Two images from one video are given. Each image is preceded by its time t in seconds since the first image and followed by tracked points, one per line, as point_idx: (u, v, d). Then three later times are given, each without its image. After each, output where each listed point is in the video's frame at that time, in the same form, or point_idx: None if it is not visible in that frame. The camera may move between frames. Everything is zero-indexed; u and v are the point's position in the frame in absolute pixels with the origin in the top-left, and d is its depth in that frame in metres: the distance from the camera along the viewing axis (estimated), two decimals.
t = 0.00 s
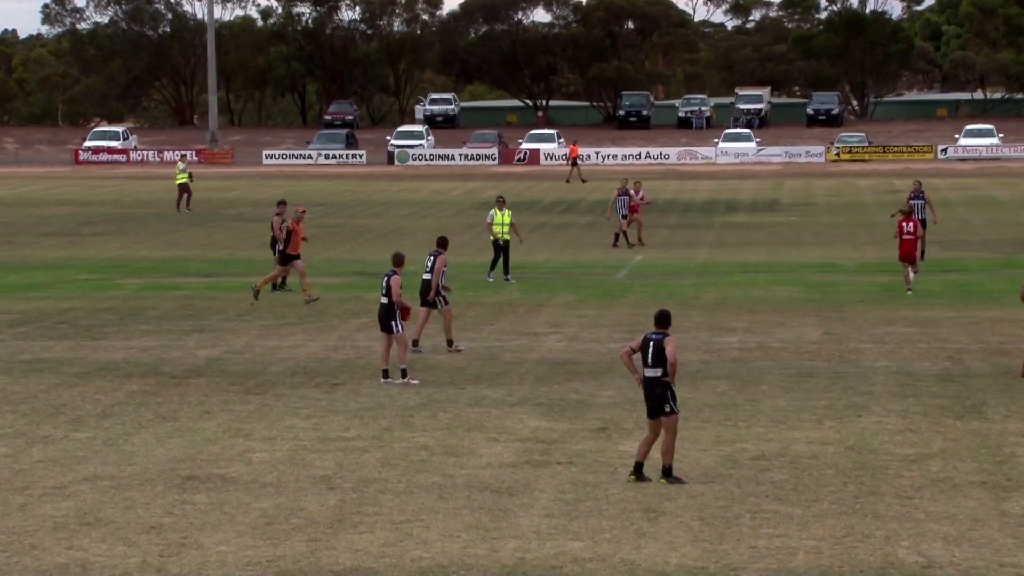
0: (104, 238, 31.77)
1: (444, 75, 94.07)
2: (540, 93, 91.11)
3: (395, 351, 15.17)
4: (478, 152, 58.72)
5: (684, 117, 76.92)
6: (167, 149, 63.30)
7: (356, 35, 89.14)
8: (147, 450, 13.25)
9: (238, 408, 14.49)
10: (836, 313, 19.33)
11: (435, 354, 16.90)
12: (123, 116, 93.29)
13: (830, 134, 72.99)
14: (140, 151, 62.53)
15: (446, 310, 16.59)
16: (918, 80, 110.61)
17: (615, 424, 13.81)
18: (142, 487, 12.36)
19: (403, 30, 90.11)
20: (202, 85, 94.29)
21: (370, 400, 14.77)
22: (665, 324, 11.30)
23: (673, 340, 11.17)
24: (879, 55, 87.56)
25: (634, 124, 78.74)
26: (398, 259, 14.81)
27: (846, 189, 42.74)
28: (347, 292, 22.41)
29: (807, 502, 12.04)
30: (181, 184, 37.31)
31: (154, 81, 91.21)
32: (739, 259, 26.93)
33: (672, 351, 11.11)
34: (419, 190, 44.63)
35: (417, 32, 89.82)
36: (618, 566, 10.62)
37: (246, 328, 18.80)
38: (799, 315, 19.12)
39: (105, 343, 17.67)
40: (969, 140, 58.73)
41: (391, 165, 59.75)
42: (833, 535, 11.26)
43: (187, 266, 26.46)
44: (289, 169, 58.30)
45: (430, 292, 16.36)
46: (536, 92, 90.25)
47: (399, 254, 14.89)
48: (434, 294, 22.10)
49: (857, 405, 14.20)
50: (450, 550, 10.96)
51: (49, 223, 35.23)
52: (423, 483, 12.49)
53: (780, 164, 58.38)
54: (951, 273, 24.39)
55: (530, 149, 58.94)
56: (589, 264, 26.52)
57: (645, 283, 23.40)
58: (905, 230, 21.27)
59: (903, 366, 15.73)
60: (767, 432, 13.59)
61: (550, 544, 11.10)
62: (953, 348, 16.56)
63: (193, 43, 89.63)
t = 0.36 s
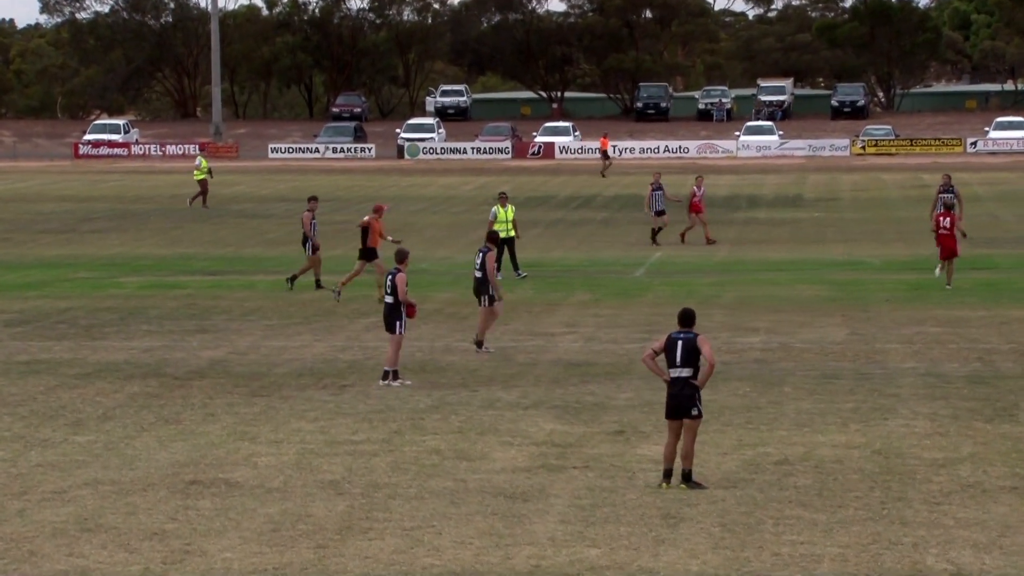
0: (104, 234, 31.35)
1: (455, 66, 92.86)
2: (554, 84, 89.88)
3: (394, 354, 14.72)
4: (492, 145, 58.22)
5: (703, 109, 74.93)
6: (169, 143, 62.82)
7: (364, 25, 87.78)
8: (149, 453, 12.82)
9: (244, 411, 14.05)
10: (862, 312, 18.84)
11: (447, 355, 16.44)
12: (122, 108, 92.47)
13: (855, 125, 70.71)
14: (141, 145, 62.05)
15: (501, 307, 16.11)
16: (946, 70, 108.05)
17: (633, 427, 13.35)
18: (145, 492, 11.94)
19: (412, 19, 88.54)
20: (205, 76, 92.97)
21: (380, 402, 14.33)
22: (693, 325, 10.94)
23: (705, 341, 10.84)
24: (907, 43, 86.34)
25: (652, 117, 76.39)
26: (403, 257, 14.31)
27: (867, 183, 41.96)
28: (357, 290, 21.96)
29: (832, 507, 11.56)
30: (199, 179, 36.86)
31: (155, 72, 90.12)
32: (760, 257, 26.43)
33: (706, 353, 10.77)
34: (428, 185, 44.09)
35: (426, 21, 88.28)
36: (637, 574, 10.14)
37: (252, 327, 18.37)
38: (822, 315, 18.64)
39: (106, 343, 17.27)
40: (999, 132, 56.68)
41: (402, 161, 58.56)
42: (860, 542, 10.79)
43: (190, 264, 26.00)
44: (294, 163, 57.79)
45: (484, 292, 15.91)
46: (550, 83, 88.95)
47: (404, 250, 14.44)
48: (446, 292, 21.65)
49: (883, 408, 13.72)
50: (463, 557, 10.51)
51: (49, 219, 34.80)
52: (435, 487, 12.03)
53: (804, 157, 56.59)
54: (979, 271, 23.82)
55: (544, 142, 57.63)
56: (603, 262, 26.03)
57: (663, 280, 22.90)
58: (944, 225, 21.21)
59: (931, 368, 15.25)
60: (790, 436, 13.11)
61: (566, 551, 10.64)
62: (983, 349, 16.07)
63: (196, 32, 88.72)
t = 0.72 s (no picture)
0: (103, 231, 30.95)
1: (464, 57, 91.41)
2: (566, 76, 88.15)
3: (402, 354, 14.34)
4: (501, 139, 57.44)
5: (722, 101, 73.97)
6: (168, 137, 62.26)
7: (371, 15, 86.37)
8: (148, 459, 12.40)
9: (245, 414, 13.63)
10: (884, 312, 18.43)
11: (455, 357, 16.05)
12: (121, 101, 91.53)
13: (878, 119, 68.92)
14: (140, 139, 61.49)
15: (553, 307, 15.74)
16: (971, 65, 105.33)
17: (649, 431, 12.92)
18: (143, 498, 11.53)
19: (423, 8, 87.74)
20: (206, 68, 91.74)
21: (386, 405, 13.90)
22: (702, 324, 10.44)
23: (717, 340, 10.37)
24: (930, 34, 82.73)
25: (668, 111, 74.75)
26: (416, 256, 13.87)
27: (884, 177, 41.35)
28: (363, 287, 21.55)
29: (854, 514, 11.11)
30: (218, 174, 36.26)
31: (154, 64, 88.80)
32: (778, 255, 25.99)
33: (719, 352, 10.26)
34: (434, 180, 43.64)
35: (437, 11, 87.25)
36: None
37: (254, 328, 17.97)
38: (845, 315, 18.22)
39: (102, 344, 16.86)
40: None
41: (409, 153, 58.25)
42: (884, 551, 10.33)
43: (190, 262, 25.59)
44: (296, 157, 57.13)
45: (533, 289, 15.53)
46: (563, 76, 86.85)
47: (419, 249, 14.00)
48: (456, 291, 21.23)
49: (907, 412, 13.26)
50: (472, 566, 10.08)
51: (45, 216, 34.34)
52: (442, 494, 11.61)
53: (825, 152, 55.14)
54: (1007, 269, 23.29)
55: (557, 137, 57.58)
56: (617, 260, 25.60)
57: (677, 279, 22.43)
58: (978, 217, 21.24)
59: (957, 369, 14.80)
60: (811, 439, 12.66)
61: (580, 560, 10.21)
62: (1010, 350, 15.61)
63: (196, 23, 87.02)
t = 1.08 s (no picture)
0: (92, 228, 30.47)
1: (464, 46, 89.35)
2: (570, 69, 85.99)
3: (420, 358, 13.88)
4: (504, 133, 56.17)
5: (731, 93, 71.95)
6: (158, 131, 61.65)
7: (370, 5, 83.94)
8: (137, 463, 11.99)
9: (237, 418, 13.21)
10: (899, 312, 18.00)
11: (456, 358, 15.62)
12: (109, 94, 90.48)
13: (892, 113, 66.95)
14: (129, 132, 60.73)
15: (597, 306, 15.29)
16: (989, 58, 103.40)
17: (657, 435, 12.50)
18: (133, 504, 11.12)
19: None
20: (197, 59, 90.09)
21: (385, 407, 13.47)
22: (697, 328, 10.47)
23: (713, 341, 10.42)
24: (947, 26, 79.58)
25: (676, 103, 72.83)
26: (442, 257, 13.55)
27: (893, 174, 40.73)
28: (359, 285, 21.10)
29: (867, 522, 10.68)
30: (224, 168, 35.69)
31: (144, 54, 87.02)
32: (788, 253, 25.53)
33: (719, 350, 10.30)
34: (433, 176, 43.11)
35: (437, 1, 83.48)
36: None
37: (247, 329, 17.53)
38: (858, 316, 17.79)
39: (88, 346, 16.41)
40: None
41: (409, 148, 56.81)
42: (898, 559, 9.90)
43: (181, 260, 25.12)
44: (291, 151, 56.39)
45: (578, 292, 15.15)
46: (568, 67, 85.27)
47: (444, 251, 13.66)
48: (457, 291, 20.78)
49: (923, 416, 12.82)
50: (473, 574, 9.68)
51: (34, 212, 33.86)
52: (441, 500, 11.20)
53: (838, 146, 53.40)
54: None
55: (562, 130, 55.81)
56: (623, 258, 25.13)
57: (685, 278, 21.98)
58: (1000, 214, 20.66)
59: (974, 371, 14.38)
60: (824, 444, 12.23)
61: (584, 568, 9.81)
62: None
63: (188, 13, 84.43)
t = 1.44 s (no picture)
0: (74, 228, 29.94)
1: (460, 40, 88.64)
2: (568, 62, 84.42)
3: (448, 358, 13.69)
4: (498, 129, 55.19)
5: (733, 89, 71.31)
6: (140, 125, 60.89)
7: None
8: (117, 471, 11.57)
9: (222, 424, 12.78)
10: (907, 314, 17.60)
11: (448, 362, 15.19)
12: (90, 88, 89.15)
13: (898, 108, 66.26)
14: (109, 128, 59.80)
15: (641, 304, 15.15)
16: (999, 51, 101.67)
17: (656, 442, 12.08)
18: (112, 514, 10.69)
19: None
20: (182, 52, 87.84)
21: (374, 414, 13.05)
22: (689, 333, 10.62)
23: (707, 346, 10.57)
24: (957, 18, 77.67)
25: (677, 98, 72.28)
26: (463, 254, 13.31)
27: (898, 172, 40.16)
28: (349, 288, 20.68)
29: (874, 532, 10.26)
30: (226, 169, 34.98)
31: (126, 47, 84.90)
32: (791, 253, 25.09)
33: (716, 352, 10.44)
34: (425, 173, 42.60)
35: None
36: None
37: (232, 331, 17.14)
38: (866, 318, 17.38)
39: (67, 349, 15.99)
40: None
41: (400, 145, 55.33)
42: (907, 572, 9.48)
43: (165, 260, 24.70)
44: (279, 147, 55.75)
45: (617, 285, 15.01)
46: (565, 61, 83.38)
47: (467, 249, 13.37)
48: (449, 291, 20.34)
49: (932, 423, 12.40)
50: None
51: (15, 211, 33.32)
52: (433, 509, 10.79)
53: (844, 142, 52.98)
54: None
55: (557, 126, 55.30)
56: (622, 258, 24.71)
57: (684, 279, 21.54)
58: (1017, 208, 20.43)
59: (985, 376, 13.96)
60: (829, 451, 11.81)
61: None
62: None
63: (171, 5, 81.23)
